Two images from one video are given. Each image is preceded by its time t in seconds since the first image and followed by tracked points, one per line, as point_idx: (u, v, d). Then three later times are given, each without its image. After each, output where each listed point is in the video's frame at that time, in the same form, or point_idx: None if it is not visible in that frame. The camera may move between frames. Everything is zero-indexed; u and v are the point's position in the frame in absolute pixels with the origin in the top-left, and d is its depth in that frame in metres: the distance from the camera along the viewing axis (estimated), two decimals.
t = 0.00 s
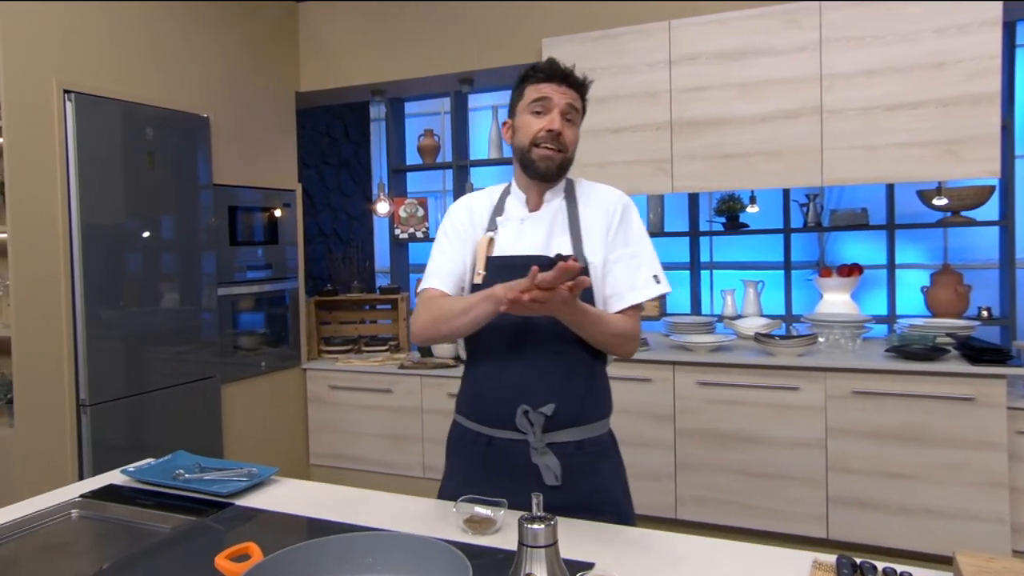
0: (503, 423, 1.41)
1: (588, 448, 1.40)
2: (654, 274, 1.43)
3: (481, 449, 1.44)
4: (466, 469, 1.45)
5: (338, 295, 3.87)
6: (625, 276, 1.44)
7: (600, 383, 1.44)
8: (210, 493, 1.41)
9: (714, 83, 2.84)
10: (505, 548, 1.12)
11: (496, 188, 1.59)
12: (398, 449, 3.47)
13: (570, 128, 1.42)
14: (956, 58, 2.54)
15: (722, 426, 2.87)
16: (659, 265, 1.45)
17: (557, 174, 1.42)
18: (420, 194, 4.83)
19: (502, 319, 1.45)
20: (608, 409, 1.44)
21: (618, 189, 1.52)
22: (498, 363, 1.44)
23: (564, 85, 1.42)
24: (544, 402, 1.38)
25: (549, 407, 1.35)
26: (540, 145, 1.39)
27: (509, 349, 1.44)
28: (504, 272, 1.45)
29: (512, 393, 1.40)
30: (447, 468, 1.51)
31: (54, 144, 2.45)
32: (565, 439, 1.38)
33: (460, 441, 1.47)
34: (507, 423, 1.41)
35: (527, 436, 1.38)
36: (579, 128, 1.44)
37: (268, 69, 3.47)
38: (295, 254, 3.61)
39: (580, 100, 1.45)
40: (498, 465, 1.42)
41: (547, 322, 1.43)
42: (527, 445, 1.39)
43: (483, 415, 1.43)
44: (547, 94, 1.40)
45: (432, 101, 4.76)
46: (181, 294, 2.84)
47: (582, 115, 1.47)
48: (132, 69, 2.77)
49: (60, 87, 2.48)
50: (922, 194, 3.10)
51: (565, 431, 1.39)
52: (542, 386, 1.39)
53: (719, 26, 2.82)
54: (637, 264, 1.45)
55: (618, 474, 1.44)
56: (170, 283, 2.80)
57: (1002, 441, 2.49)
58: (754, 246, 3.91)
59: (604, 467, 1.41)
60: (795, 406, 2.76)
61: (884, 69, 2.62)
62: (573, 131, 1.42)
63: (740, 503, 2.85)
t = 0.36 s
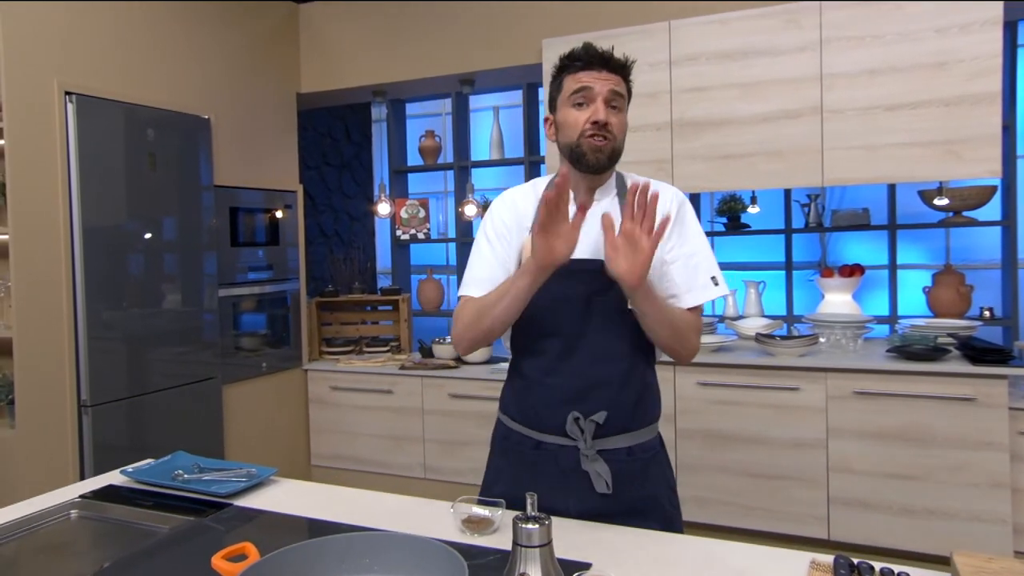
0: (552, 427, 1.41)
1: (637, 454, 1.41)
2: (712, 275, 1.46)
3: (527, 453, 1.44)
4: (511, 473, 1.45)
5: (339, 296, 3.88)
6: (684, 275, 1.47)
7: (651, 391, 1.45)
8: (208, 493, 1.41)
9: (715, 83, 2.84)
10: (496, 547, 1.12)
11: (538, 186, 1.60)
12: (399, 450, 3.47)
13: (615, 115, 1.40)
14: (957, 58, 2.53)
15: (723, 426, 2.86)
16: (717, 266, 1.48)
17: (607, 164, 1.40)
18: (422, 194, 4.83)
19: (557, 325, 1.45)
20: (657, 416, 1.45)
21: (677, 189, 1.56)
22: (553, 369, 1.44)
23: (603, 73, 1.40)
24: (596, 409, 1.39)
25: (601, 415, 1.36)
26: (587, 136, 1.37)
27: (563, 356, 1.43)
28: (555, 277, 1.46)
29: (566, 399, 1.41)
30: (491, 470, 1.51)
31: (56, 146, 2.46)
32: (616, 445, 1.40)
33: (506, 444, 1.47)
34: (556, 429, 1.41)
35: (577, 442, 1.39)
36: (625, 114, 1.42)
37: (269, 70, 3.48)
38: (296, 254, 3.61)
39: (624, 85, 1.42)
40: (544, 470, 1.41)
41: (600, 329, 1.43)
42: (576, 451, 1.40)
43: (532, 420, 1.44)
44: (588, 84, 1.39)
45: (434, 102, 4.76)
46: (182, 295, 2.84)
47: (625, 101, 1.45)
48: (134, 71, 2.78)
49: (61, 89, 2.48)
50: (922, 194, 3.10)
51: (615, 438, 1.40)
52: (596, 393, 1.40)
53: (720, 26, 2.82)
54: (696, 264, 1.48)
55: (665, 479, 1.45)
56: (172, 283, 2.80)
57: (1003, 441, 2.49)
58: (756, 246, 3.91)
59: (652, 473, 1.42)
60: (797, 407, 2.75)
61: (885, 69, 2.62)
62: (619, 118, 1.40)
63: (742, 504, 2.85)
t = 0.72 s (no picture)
0: (552, 427, 1.42)
1: (635, 451, 1.43)
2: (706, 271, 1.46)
3: (525, 452, 1.44)
4: (511, 472, 1.45)
5: (336, 297, 3.88)
6: (678, 272, 1.47)
7: (646, 388, 1.47)
8: (207, 494, 1.41)
9: (711, 83, 2.85)
10: (492, 546, 1.13)
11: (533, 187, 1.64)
12: (396, 451, 3.47)
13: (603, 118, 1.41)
14: (951, 59, 2.55)
15: (720, 426, 2.87)
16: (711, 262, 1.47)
17: (601, 168, 1.42)
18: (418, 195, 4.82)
19: (556, 325, 1.44)
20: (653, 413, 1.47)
21: (671, 189, 1.57)
22: (550, 369, 1.44)
23: (587, 77, 1.40)
24: (593, 407, 1.41)
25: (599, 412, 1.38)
26: (577, 146, 1.39)
27: (561, 355, 1.44)
28: (552, 276, 1.47)
29: (565, 399, 1.42)
30: (488, 471, 1.51)
31: (53, 148, 2.46)
32: (614, 442, 1.42)
33: (504, 444, 1.47)
34: (554, 427, 1.42)
35: (576, 440, 1.41)
36: (614, 113, 1.42)
37: (266, 72, 3.49)
38: (292, 255, 3.62)
39: (608, 83, 1.42)
40: (543, 469, 1.42)
41: (596, 326, 1.44)
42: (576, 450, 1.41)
43: (531, 420, 1.44)
44: (572, 92, 1.40)
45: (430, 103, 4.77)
46: (180, 296, 2.85)
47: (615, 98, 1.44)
48: (131, 72, 2.78)
49: (58, 90, 2.49)
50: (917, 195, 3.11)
51: (614, 436, 1.42)
52: (593, 391, 1.41)
53: (716, 27, 2.83)
54: (690, 261, 1.48)
55: (661, 475, 1.47)
56: (168, 284, 2.81)
57: (997, 440, 2.50)
58: (752, 246, 3.92)
59: (650, 470, 1.44)
60: (793, 407, 2.77)
61: (880, 70, 2.63)
62: (607, 121, 1.40)
63: (739, 503, 2.86)
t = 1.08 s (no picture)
0: (519, 423, 1.46)
1: (601, 445, 1.45)
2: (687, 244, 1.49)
3: (497, 448, 1.49)
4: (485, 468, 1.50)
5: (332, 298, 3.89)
6: (662, 255, 1.50)
7: (611, 381, 1.48)
8: (209, 493, 1.42)
9: (705, 86, 2.88)
10: (499, 543, 1.14)
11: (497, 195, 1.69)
12: (392, 451, 3.48)
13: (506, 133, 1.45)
14: (943, 61, 2.58)
15: (714, 425, 2.90)
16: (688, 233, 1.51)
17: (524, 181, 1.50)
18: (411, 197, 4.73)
19: (513, 325, 1.50)
20: (622, 409, 1.48)
21: (619, 181, 1.59)
22: (513, 367, 1.48)
23: (478, 104, 1.45)
24: (556, 402, 1.43)
25: (559, 406, 1.41)
26: (494, 172, 1.49)
27: (521, 353, 1.48)
28: (519, 277, 1.51)
29: (524, 395, 1.45)
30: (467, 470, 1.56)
31: (48, 149, 2.46)
32: (580, 437, 1.44)
33: (479, 441, 1.52)
34: (521, 424, 1.46)
35: (540, 435, 1.44)
36: (518, 125, 1.45)
37: (261, 73, 3.48)
38: (288, 256, 3.62)
39: (502, 95, 1.44)
40: (513, 465, 1.46)
41: (557, 324, 1.47)
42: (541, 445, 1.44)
43: (499, 417, 1.48)
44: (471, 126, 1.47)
45: (425, 104, 4.77)
46: (172, 297, 2.83)
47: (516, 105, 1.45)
48: (127, 73, 2.78)
49: (53, 91, 2.49)
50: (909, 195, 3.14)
51: (579, 430, 1.44)
52: (555, 386, 1.44)
53: (710, 30, 2.86)
54: (669, 241, 1.51)
55: (633, 469, 1.48)
56: (161, 285, 2.79)
57: (988, 438, 2.54)
58: (748, 246, 3.94)
59: (619, 464, 1.45)
60: (786, 405, 2.79)
61: (872, 72, 2.66)
62: (511, 135, 1.44)
63: (733, 501, 2.88)
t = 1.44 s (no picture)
0: (490, 419, 1.47)
1: (570, 439, 1.45)
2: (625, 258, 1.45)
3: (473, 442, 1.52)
4: (459, 461, 1.53)
5: (325, 299, 3.88)
6: (598, 263, 1.47)
7: (581, 378, 1.47)
8: (215, 494, 1.43)
9: (698, 88, 2.91)
10: (513, 543, 1.15)
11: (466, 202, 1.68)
12: (385, 452, 3.48)
13: (469, 154, 1.43)
14: (932, 65, 2.62)
15: (707, 424, 2.93)
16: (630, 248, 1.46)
17: (487, 201, 1.48)
18: (403, 198, 4.77)
19: (479, 326, 1.51)
20: (593, 403, 1.48)
21: (578, 183, 1.57)
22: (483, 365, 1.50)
23: (436, 126, 1.41)
24: (522, 397, 1.44)
25: (524, 402, 1.42)
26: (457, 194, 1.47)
27: (489, 353, 1.49)
28: (483, 284, 1.52)
29: (492, 393, 1.47)
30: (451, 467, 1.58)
31: (42, 149, 2.45)
32: (549, 432, 1.45)
33: (457, 435, 1.55)
34: (491, 419, 1.47)
35: (510, 430, 1.45)
36: (479, 145, 1.42)
37: (255, 73, 3.47)
38: (280, 257, 3.61)
39: (462, 115, 1.40)
40: (487, 460, 1.48)
41: (520, 322, 1.48)
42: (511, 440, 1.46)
43: (472, 413, 1.51)
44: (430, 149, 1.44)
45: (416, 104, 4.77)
46: (162, 298, 2.81)
47: (476, 124, 1.42)
48: (120, 73, 2.77)
49: (48, 92, 2.48)
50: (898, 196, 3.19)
51: (548, 425, 1.45)
52: (521, 382, 1.44)
53: (703, 33, 2.89)
54: (609, 250, 1.47)
55: (604, 463, 1.48)
56: (150, 287, 2.76)
57: (976, 435, 2.58)
58: (738, 247, 3.98)
59: (589, 458, 1.46)
60: (777, 404, 2.83)
61: (863, 75, 2.70)
62: (473, 157, 1.42)
63: (725, 499, 2.91)
